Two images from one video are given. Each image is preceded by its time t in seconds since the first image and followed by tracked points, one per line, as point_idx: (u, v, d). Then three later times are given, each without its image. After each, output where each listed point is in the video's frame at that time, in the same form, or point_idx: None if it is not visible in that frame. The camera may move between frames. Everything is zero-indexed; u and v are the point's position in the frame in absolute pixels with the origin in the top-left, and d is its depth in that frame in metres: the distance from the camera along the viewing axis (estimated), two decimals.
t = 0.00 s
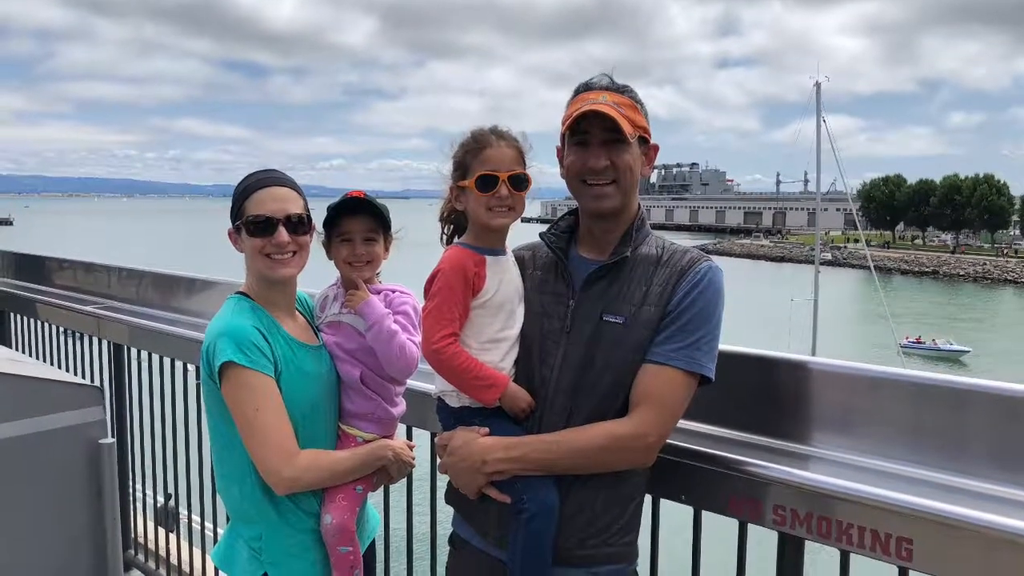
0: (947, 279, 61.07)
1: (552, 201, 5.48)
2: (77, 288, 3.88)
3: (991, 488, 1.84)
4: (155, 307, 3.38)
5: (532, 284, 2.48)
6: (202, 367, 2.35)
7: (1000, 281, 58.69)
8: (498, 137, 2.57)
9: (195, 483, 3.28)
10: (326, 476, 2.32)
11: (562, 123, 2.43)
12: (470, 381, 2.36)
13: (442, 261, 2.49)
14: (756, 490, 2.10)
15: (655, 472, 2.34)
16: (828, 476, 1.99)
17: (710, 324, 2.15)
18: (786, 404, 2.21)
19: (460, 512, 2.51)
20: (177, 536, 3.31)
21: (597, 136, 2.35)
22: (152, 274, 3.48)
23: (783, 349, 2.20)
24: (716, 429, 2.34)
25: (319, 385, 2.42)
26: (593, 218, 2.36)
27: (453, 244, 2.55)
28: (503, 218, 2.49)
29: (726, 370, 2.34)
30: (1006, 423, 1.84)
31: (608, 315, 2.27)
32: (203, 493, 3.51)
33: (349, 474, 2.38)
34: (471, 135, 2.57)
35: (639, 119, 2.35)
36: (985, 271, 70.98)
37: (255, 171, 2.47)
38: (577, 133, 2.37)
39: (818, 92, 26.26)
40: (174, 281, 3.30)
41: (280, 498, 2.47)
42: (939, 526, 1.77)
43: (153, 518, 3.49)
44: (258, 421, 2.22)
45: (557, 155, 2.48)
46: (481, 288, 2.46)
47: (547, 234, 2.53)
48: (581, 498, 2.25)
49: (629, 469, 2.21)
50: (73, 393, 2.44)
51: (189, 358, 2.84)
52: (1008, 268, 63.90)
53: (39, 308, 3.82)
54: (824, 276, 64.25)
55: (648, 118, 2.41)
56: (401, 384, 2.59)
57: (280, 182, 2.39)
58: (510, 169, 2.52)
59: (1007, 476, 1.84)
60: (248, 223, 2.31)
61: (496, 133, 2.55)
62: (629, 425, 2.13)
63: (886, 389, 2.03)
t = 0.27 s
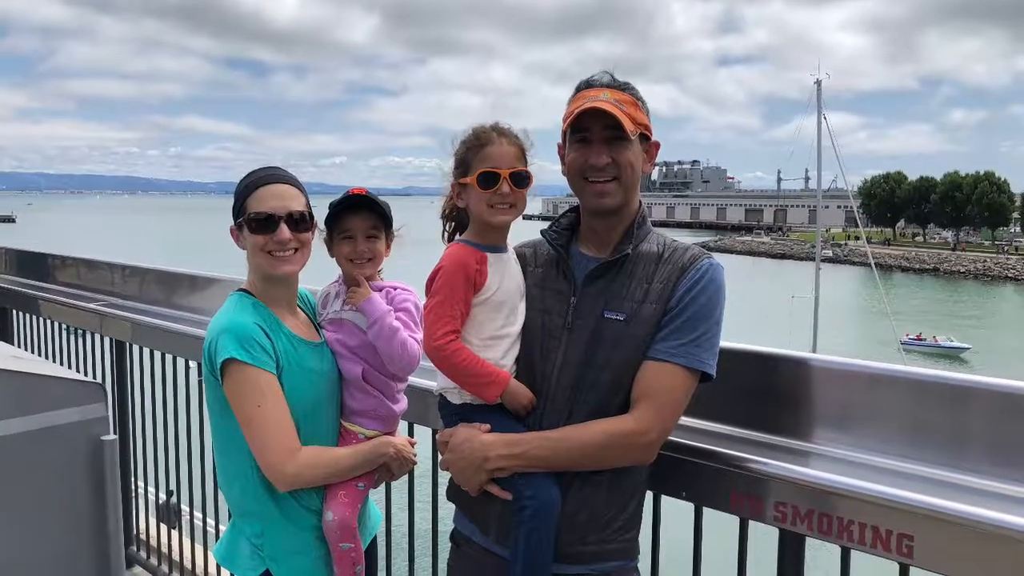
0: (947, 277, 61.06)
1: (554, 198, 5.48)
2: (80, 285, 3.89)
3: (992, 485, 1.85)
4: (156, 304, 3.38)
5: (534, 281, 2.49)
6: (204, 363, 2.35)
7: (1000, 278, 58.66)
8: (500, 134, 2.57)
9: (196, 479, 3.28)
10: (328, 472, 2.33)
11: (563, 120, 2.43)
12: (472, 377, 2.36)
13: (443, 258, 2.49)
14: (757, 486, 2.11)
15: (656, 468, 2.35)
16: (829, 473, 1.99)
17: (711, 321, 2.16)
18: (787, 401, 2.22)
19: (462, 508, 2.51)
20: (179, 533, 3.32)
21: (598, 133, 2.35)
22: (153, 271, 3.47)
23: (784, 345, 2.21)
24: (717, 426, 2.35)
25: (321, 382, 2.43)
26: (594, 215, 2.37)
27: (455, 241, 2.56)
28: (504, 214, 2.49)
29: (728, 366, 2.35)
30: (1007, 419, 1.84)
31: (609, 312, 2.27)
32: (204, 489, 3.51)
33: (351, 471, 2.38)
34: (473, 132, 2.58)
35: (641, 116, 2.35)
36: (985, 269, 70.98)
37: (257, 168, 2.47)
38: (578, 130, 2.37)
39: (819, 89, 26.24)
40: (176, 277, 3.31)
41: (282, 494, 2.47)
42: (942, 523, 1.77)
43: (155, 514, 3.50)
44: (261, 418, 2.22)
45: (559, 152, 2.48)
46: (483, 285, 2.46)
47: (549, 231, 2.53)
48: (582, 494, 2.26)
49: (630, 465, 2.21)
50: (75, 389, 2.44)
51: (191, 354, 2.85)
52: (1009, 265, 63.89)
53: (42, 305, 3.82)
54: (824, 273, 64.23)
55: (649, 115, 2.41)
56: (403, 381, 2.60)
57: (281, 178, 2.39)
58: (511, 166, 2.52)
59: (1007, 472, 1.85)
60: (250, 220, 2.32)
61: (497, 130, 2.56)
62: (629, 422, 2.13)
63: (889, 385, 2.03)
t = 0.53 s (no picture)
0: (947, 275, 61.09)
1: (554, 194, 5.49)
2: (82, 282, 3.89)
3: (992, 481, 1.86)
4: (158, 301, 3.39)
5: (535, 278, 2.49)
6: (206, 360, 2.35)
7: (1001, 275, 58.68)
8: (501, 131, 2.57)
9: (198, 476, 3.29)
10: (329, 469, 2.33)
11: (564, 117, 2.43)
12: (474, 374, 2.37)
13: (444, 255, 2.50)
14: (758, 483, 2.11)
15: (657, 465, 2.35)
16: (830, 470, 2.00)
17: (712, 318, 2.16)
18: (788, 398, 2.22)
19: (464, 505, 2.52)
20: (181, 530, 3.32)
21: (599, 131, 2.35)
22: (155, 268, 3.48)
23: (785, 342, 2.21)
24: (718, 423, 2.36)
25: (322, 379, 2.43)
26: (595, 212, 2.37)
27: (456, 238, 2.56)
28: (506, 212, 2.50)
29: (729, 363, 2.35)
30: (1008, 416, 1.85)
31: (610, 309, 2.28)
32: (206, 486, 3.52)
33: (353, 467, 2.39)
34: (474, 129, 2.58)
35: (642, 113, 2.35)
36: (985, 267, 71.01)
37: (259, 166, 2.48)
38: (579, 128, 2.37)
39: (819, 87, 26.23)
40: (178, 274, 3.31)
41: (284, 491, 2.48)
42: (942, 520, 1.77)
43: (158, 511, 3.50)
44: (262, 415, 2.23)
45: (560, 149, 2.48)
46: (485, 282, 2.47)
47: (550, 228, 2.54)
48: (583, 491, 2.27)
49: (632, 462, 2.22)
50: (77, 386, 2.44)
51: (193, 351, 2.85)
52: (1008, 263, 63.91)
53: (44, 302, 3.83)
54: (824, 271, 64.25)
55: (650, 113, 2.41)
56: (404, 378, 2.60)
57: (283, 176, 2.40)
58: (513, 163, 2.52)
59: (1007, 469, 1.85)
60: (252, 218, 2.32)
61: (498, 127, 2.56)
62: (630, 419, 2.14)
63: (890, 382, 2.03)
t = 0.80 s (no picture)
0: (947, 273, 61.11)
1: (555, 192, 5.49)
2: (85, 279, 3.90)
3: (992, 478, 1.86)
4: (161, 298, 3.39)
5: (537, 275, 2.49)
6: (207, 357, 2.36)
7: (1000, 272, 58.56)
8: (502, 128, 2.58)
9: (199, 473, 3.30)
10: (331, 466, 2.34)
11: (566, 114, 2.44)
12: (475, 371, 2.37)
13: (446, 252, 2.50)
14: (758, 479, 2.12)
15: (658, 462, 2.36)
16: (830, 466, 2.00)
17: (713, 315, 2.16)
18: (789, 395, 2.23)
19: (465, 502, 2.53)
20: (183, 527, 3.33)
21: (600, 128, 2.35)
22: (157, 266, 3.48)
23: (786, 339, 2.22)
24: (718, 420, 2.36)
25: (324, 376, 2.44)
26: (597, 209, 2.37)
27: (458, 235, 2.56)
28: (507, 209, 2.50)
29: (730, 361, 2.36)
30: (1008, 413, 1.86)
31: (611, 306, 2.28)
32: (208, 483, 3.52)
33: (355, 464, 2.39)
34: (476, 126, 2.58)
35: (643, 111, 2.36)
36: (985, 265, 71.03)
37: (261, 163, 2.48)
38: (581, 125, 2.37)
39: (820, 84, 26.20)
40: (180, 271, 3.32)
41: (285, 487, 2.48)
42: (942, 516, 1.78)
43: (159, 508, 3.51)
44: (264, 411, 2.23)
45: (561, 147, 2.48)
46: (486, 279, 2.47)
47: (551, 225, 2.54)
48: (585, 488, 2.27)
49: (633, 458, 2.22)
50: (79, 383, 2.45)
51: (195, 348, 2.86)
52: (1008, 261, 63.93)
53: (46, 299, 3.83)
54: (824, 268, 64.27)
55: (651, 110, 2.42)
56: (406, 375, 2.61)
57: (284, 173, 2.40)
58: (514, 161, 2.53)
59: (1007, 466, 1.86)
60: (254, 215, 2.33)
61: (500, 125, 2.56)
62: (632, 415, 2.14)
63: (891, 379, 2.04)
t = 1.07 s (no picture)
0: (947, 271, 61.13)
1: (557, 188, 5.49)
2: (86, 276, 3.90)
3: (992, 474, 1.87)
4: (162, 295, 3.40)
5: (538, 272, 2.49)
6: (209, 354, 2.37)
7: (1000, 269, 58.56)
8: (504, 125, 2.58)
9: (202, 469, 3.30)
10: (333, 462, 2.35)
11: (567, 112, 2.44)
12: (477, 368, 2.38)
13: (447, 249, 2.51)
14: (760, 476, 2.12)
15: (659, 458, 2.36)
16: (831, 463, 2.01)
17: (714, 312, 2.17)
18: (790, 391, 2.23)
19: (466, 498, 2.53)
20: (186, 523, 3.34)
21: (601, 125, 2.35)
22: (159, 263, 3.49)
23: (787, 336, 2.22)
24: (719, 416, 2.37)
25: (325, 373, 2.44)
26: (598, 206, 2.38)
27: (459, 233, 2.57)
28: (508, 206, 2.50)
29: (731, 357, 2.36)
30: (1008, 410, 1.86)
31: (613, 303, 2.29)
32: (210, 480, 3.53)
33: (356, 461, 2.40)
34: (477, 124, 2.59)
35: (644, 108, 2.36)
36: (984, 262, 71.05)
37: (263, 160, 2.49)
38: (582, 122, 2.38)
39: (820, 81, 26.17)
40: (181, 268, 3.32)
41: (287, 484, 2.49)
42: (943, 513, 1.79)
43: (162, 505, 3.52)
44: (266, 408, 2.24)
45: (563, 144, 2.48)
46: (488, 276, 2.48)
47: (553, 222, 2.54)
48: (586, 484, 2.28)
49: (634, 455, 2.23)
50: (81, 380, 2.45)
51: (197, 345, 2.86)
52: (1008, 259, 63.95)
53: (48, 296, 3.83)
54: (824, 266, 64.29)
55: (652, 107, 2.42)
56: (408, 372, 2.61)
57: (286, 170, 2.41)
58: (516, 158, 2.53)
59: (1007, 463, 1.86)
60: (256, 212, 2.33)
61: (501, 122, 2.57)
62: (633, 412, 2.15)
63: (891, 376, 2.04)
